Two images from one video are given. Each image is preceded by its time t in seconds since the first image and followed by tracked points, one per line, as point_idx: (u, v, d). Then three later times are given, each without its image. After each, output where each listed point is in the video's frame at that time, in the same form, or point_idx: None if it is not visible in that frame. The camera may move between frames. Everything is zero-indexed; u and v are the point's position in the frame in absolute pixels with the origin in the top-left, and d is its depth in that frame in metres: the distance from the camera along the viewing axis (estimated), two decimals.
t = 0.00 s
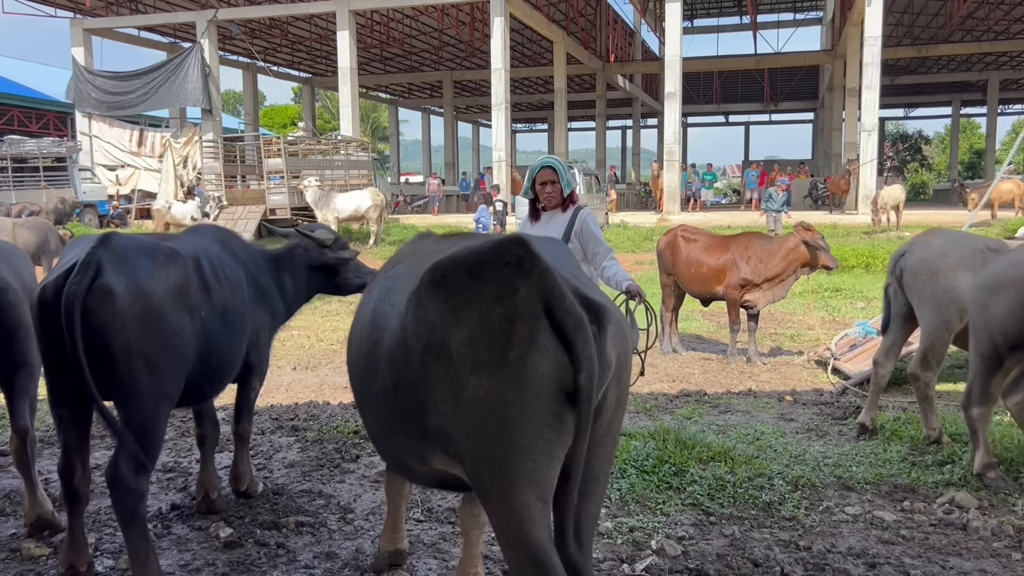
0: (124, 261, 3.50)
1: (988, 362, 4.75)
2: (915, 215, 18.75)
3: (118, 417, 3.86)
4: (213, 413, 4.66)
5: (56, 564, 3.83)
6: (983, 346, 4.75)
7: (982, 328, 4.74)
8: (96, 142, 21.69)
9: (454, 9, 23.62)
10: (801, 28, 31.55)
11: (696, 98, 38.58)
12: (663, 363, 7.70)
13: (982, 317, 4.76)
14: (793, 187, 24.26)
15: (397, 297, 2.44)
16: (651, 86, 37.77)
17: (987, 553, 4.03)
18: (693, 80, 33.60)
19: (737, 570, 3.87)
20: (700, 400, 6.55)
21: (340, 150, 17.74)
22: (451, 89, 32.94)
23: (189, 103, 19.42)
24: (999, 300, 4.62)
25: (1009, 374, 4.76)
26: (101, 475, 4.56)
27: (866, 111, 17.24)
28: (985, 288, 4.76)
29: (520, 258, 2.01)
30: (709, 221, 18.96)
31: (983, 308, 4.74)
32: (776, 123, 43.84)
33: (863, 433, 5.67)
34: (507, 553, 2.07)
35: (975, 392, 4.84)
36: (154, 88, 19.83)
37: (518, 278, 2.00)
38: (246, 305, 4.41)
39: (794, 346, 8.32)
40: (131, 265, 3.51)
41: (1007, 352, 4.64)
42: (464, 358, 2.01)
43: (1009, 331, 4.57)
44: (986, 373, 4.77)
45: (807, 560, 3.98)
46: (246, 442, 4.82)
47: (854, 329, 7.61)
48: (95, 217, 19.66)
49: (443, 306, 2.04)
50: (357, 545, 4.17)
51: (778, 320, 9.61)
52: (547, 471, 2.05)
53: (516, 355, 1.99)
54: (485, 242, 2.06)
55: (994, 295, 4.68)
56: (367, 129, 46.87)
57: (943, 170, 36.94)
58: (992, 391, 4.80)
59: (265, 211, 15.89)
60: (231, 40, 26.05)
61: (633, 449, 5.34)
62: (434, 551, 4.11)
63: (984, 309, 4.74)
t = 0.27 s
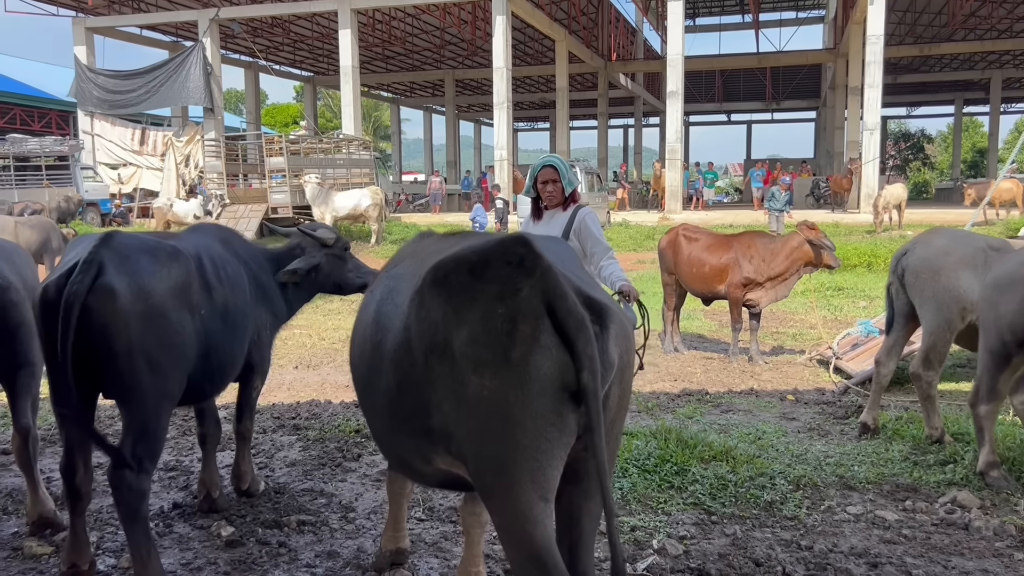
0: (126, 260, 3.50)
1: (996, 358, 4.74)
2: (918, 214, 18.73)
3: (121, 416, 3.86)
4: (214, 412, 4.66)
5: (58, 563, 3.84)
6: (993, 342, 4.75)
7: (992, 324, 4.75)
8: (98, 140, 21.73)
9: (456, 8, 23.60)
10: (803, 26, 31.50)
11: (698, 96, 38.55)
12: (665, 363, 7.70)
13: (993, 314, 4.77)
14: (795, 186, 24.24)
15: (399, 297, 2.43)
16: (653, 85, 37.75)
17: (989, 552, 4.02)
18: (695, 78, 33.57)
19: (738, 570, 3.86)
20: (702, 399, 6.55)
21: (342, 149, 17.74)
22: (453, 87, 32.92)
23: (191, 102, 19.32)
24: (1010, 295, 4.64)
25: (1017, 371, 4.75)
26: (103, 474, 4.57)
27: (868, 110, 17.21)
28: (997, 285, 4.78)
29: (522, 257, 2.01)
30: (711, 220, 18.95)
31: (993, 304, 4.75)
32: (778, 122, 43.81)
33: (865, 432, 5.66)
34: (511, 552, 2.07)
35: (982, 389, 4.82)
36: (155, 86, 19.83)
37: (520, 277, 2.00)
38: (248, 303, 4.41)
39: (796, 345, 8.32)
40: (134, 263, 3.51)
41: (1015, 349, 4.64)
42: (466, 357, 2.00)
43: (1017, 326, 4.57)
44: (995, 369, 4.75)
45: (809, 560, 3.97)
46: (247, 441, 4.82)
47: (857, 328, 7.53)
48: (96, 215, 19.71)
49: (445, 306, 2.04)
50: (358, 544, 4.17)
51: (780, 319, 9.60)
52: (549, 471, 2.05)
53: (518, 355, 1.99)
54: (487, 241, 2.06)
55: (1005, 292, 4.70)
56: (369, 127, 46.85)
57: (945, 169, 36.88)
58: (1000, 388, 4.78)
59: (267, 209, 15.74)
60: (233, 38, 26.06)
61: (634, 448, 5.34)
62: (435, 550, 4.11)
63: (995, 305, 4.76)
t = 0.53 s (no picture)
0: (132, 257, 3.50)
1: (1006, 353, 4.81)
2: (921, 212, 18.73)
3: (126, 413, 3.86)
4: (219, 410, 4.67)
5: (63, 559, 3.85)
6: (1002, 339, 4.84)
7: (1002, 320, 4.84)
8: (102, 139, 21.79)
9: (459, 6, 23.60)
10: (806, 25, 31.49)
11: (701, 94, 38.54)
12: (668, 361, 7.70)
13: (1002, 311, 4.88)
14: (798, 184, 24.22)
15: (406, 294, 2.44)
16: (656, 83, 37.74)
17: (993, 550, 4.02)
18: (698, 77, 33.55)
19: (743, 567, 3.86)
20: (706, 397, 6.55)
21: (345, 147, 17.75)
22: (456, 85, 32.91)
23: (194, 100, 19.33)
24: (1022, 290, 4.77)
25: None
26: (108, 470, 4.58)
27: (872, 108, 17.20)
28: (1007, 281, 4.90)
29: (528, 255, 2.01)
30: (714, 218, 18.95)
31: (1005, 299, 4.85)
32: (781, 120, 43.76)
33: (869, 430, 5.66)
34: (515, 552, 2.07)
35: (991, 385, 4.83)
36: (158, 84, 19.83)
37: (526, 275, 2.00)
38: (251, 300, 4.41)
39: (799, 343, 8.32)
40: (139, 261, 3.51)
41: None
42: (472, 355, 2.00)
43: None
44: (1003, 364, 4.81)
45: (812, 557, 3.98)
46: (252, 438, 4.83)
47: (859, 328, 7.51)
48: (100, 213, 19.78)
49: (452, 304, 2.05)
50: (362, 541, 4.16)
51: (783, 317, 9.61)
52: (554, 470, 2.05)
53: (523, 354, 1.99)
54: (493, 238, 2.07)
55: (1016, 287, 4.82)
56: (371, 125, 46.86)
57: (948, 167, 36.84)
58: (1009, 383, 4.80)
59: (270, 207, 15.62)
60: (236, 36, 26.07)
61: (638, 446, 5.34)
62: (439, 546, 4.11)
63: (1005, 302, 4.87)
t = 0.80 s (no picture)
0: (136, 254, 3.50)
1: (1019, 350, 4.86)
2: (925, 211, 18.68)
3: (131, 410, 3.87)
4: (222, 407, 4.67)
5: (68, 556, 3.86)
6: (1013, 336, 4.88)
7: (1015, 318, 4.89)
8: (106, 136, 21.86)
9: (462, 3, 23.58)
10: (810, 22, 31.42)
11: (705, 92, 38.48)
12: (671, 358, 7.70)
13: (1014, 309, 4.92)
14: (802, 182, 24.19)
15: (411, 289, 2.43)
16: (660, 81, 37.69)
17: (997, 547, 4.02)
18: (702, 74, 33.50)
19: (746, 565, 3.86)
20: (709, 395, 6.54)
21: (348, 144, 17.75)
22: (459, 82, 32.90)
23: (197, 97, 19.34)
24: None
25: None
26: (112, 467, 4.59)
27: (876, 106, 17.16)
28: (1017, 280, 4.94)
29: (535, 251, 2.00)
30: (718, 216, 18.93)
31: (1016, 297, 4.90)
32: (785, 118, 43.67)
33: (873, 428, 5.65)
34: (520, 546, 2.07)
35: (1000, 382, 4.87)
36: (162, 82, 19.83)
37: (533, 271, 2.00)
38: (255, 298, 4.41)
39: (803, 341, 8.31)
40: (143, 257, 3.52)
41: None
42: (477, 351, 2.00)
43: None
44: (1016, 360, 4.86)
45: (816, 555, 3.97)
46: (255, 435, 4.83)
47: (864, 325, 7.48)
48: (103, 210, 19.85)
49: (457, 299, 2.05)
50: (366, 538, 4.17)
51: (787, 315, 9.60)
52: (559, 466, 2.05)
53: (529, 350, 1.99)
54: (500, 234, 2.06)
55: None
56: (375, 123, 46.85)
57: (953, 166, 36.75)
58: (1017, 379, 4.84)
59: (274, 205, 15.79)
60: (239, 34, 26.07)
61: (641, 444, 5.34)
62: (442, 544, 4.11)
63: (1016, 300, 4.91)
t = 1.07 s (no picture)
0: (141, 249, 3.50)
1: None
2: (930, 208, 18.65)
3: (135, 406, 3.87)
4: (227, 402, 4.67)
5: (72, 550, 3.86)
6: None
7: None
8: (110, 133, 22.01)
9: None
10: (815, 19, 31.36)
11: (708, 89, 38.45)
12: (676, 355, 7.70)
13: None
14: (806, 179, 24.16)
15: (417, 285, 2.43)
16: (664, 78, 37.66)
17: (1002, 544, 4.02)
18: (706, 71, 33.49)
19: (750, 561, 3.85)
20: (713, 391, 6.54)
21: (352, 141, 17.76)
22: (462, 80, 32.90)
23: (201, 94, 19.34)
24: None
25: None
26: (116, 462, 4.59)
27: (881, 103, 17.13)
28: None
29: (540, 246, 2.00)
30: (722, 213, 18.91)
31: None
32: (789, 116, 43.60)
33: (877, 426, 5.65)
34: (524, 542, 2.06)
35: (1008, 376, 4.88)
36: (165, 78, 19.83)
37: (538, 266, 2.00)
38: (259, 294, 4.41)
39: (807, 338, 8.31)
40: (148, 253, 3.52)
41: None
42: (482, 345, 2.00)
43: None
44: None
45: (821, 551, 3.97)
46: (260, 431, 4.83)
47: (867, 322, 7.50)
48: (108, 207, 19.90)
49: (462, 294, 2.05)
50: (370, 534, 4.17)
51: (791, 312, 9.59)
52: (564, 461, 2.04)
53: (534, 345, 1.99)
54: (505, 230, 2.07)
55: None
56: (378, 120, 46.87)
57: (958, 163, 36.68)
58: None
59: (277, 202, 15.98)
60: (243, 31, 26.10)
61: (646, 440, 5.33)
62: (447, 540, 4.11)
63: None
